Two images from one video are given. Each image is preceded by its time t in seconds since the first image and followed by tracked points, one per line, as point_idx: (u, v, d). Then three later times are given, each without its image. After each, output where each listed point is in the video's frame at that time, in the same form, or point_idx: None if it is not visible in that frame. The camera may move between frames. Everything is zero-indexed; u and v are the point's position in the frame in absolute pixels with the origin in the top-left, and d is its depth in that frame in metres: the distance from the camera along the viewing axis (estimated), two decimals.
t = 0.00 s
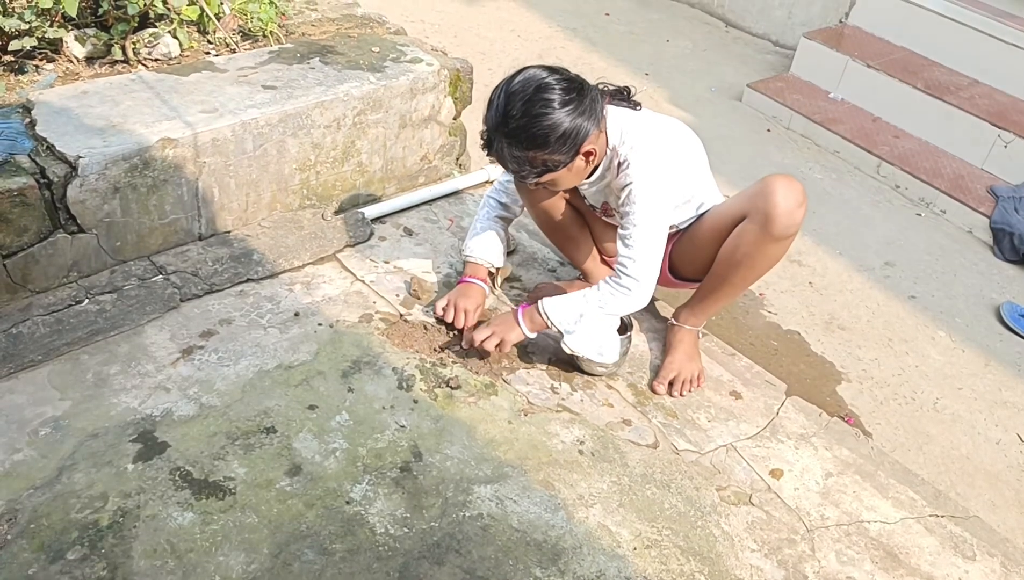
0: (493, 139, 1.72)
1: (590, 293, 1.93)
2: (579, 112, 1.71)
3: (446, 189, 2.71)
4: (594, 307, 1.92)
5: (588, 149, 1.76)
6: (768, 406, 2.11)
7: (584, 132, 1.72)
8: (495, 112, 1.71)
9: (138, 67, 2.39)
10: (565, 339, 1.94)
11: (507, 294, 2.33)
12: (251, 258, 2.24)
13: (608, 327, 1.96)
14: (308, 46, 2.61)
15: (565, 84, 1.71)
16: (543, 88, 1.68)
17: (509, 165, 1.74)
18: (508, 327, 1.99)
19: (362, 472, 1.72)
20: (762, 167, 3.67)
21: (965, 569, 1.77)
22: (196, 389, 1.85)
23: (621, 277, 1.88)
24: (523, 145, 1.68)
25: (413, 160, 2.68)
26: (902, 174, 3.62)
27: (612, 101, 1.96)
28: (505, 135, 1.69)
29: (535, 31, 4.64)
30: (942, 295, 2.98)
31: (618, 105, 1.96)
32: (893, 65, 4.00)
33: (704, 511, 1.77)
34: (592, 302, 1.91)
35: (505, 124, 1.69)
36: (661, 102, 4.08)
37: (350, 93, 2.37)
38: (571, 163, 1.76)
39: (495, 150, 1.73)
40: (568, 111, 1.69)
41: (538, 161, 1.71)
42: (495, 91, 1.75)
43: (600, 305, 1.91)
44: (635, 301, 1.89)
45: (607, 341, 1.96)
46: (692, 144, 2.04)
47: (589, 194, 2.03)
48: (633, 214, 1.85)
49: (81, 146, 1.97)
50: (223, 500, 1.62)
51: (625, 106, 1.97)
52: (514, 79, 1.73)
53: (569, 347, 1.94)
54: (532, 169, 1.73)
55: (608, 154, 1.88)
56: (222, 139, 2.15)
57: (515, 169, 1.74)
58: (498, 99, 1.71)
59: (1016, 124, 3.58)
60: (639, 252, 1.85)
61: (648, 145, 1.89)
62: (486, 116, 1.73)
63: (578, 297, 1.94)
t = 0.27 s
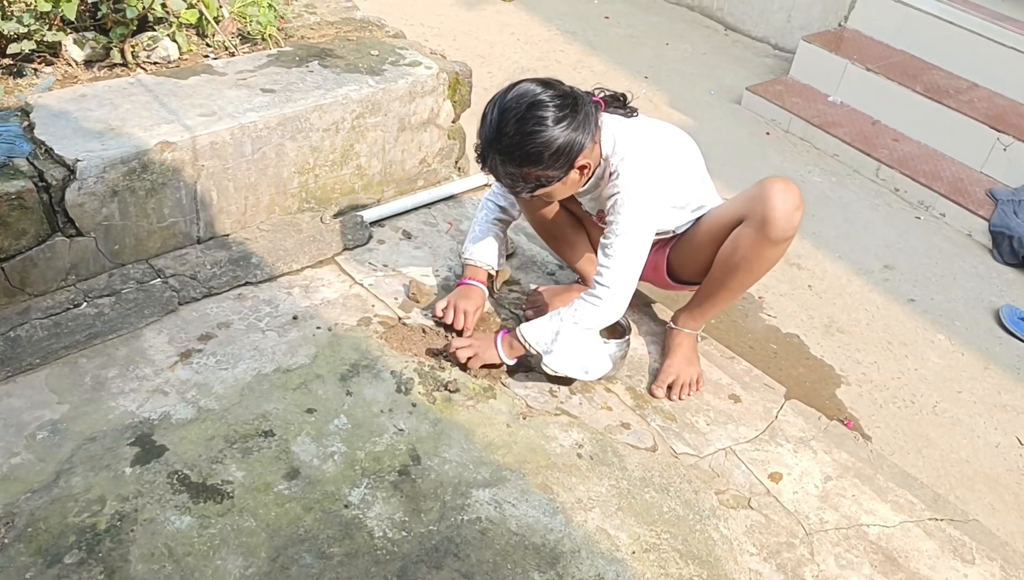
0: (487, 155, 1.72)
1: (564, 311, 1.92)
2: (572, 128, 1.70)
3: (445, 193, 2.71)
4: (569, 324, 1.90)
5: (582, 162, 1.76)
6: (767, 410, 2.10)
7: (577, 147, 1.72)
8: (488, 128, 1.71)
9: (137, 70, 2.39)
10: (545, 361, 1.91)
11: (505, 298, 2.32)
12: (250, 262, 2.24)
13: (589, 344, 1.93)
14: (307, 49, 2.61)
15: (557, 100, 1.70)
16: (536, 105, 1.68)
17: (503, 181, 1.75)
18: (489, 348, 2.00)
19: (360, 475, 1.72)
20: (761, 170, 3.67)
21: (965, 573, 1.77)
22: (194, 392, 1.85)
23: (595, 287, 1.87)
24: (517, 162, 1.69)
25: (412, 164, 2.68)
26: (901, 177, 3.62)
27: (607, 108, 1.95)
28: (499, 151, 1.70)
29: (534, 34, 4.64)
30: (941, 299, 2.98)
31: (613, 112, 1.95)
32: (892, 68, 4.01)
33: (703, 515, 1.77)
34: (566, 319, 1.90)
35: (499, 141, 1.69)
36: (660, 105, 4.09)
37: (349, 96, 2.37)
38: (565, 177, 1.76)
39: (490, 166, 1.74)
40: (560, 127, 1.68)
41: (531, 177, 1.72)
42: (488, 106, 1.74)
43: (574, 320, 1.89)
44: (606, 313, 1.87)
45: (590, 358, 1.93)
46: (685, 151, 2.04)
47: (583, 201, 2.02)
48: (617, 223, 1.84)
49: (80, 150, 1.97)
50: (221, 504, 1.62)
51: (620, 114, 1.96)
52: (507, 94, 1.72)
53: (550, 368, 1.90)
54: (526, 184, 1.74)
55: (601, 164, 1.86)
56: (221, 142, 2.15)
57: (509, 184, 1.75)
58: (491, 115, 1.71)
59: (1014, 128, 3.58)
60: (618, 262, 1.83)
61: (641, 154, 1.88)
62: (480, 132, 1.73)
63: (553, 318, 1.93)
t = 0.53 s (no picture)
0: (479, 173, 1.73)
1: (559, 322, 1.90)
2: (563, 142, 1.70)
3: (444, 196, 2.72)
4: (565, 334, 1.89)
5: (576, 174, 1.77)
6: (766, 414, 2.10)
7: (569, 160, 1.72)
8: (479, 146, 1.71)
9: (136, 74, 2.39)
10: (544, 371, 1.92)
11: (504, 302, 2.33)
12: (249, 266, 2.24)
13: (586, 351, 1.94)
14: (306, 53, 2.61)
15: (547, 115, 1.69)
16: (526, 123, 1.67)
17: (497, 197, 1.76)
18: (486, 358, 2.00)
19: (359, 480, 1.72)
20: (760, 174, 3.67)
21: (964, 577, 1.77)
22: (193, 397, 1.85)
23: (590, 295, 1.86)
24: (509, 180, 1.70)
25: (411, 167, 2.68)
26: (900, 180, 3.63)
27: (602, 115, 1.95)
28: (491, 170, 1.70)
29: (533, 38, 4.65)
30: (940, 302, 2.98)
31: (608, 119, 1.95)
32: (891, 71, 4.01)
33: (702, 519, 1.77)
34: (562, 330, 1.89)
35: (490, 160, 1.69)
36: (659, 109, 4.09)
37: (348, 100, 2.37)
38: (558, 191, 1.77)
39: (483, 183, 1.75)
40: (551, 144, 1.68)
41: (524, 193, 1.73)
42: (479, 122, 1.74)
43: (570, 330, 1.89)
44: (601, 321, 1.87)
45: (588, 364, 1.94)
46: (681, 157, 2.03)
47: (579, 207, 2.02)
48: (612, 230, 1.83)
49: (79, 154, 1.97)
50: (219, 508, 1.62)
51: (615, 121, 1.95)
52: (497, 110, 1.72)
53: (550, 378, 1.92)
54: (519, 199, 1.75)
55: (595, 173, 1.85)
56: (220, 146, 2.15)
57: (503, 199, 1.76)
58: (482, 132, 1.71)
59: (1013, 131, 3.58)
60: (614, 271, 1.83)
61: (636, 162, 1.87)
62: (472, 149, 1.73)
63: (548, 329, 1.92)
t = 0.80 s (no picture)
0: (477, 187, 1.74)
1: (559, 325, 1.91)
2: (559, 154, 1.70)
3: (445, 198, 2.72)
4: (566, 336, 1.90)
5: (574, 183, 1.77)
6: (767, 416, 2.10)
7: (567, 171, 1.72)
8: (475, 161, 1.72)
9: (137, 77, 2.40)
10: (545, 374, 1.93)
11: (504, 304, 2.33)
12: (250, 268, 2.24)
13: (587, 353, 1.93)
14: (307, 55, 2.62)
15: (541, 128, 1.69)
16: (521, 137, 1.67)
17: (497, 209, 1.78)
18: (487, 363, 2.00)
19: (359, 482, 1.72)
20: (761, 176, 3.68)
21: None
22: (193, 399, 1.85)
23: (592, 298, 1.86)
24: (507, 195, 1.71)
25: (412, 170, 2.68)
26: (900, 183, 3.63)
27: (600, 119, 1.95)
28: (489, 185, 1.71)
29: (534, 40, 4.65)
30: (941, 304, 2.98)
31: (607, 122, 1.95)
32: (891, 74, 4.01)
33: (702, 521, 1.76)
34: (563, 332, 1.89)
35: (487, 176, 1.70)
36: (659, 111, 4.09)
37: (349, 102, 2.37)
38: (557, 200, 1.77)
39: (482, 197, 1.76)
40: (547, 156, 1.68)
41: (524, 205, 1.74)
42: (475, 136, 1.74)
43: (571, 332, 1.89)
44: (603, 323, 1.86)
45: (588, 366, 1.94)
46: (681, 159, 2.03)
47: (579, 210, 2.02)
48: (612, 233, 1.83)
49: (79, 156, 1.97)
50: (220, 511, 1.61)
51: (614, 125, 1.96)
52: (491, 125, 1.72)
53: (551, 380, 1.92)
54: (519, 211, 1.76)
55: (594, 177, 1.86)
56: (221, 148, 2.15)
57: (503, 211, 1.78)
58: (478, 147, 1.72)
59: (1013, 133, 3.58)
60: (614, 273, 1.82)
61: (634, 165, 1.87)
62: (469, 164, 1.74)
63: (549, 331, 1.92)
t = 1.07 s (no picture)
0: (479, 196, 1.75)
1: (563, 325, 1.91)
2: (560, 159, 1.70)
3: (446, 199, 2.72)
4: (570, 337, 1.90)
5: (575, 186, 1.77)
6: (768, 417, 2.10)
7: (568, 175, 1.72)
8: (476, 170, 1.72)
9: (139, 78, 2.40)
10: (546, 374, 1.93)
11: (505, 305, 2.33)
12: (251, 269, 2.24)
13: (589, 355, 1.94)
14: (308, 57, 2.62)
15: (541, 134, 1.69)
16: (520, 144, 1.67)
17: (499, 216, 1.78)
18: (488, 365, 1.98)
19: (361, 483, 1.72)
20: (762, 177, 3.68)
21: None
22: (195, 400, 1.85)
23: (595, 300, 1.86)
24: (509, 202, 1.71)
25: (413, 171, 2.68)
26: (901, 184, 3.63)
27: (600, 120, 1.95)
28: (490, 193, 1.72)
29: (535, 42, 4.66)
30: (942, 306, 2.98)
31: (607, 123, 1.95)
32: (891, 75, 4.01)
33: (704, 522, 1.76)
34: (567, 333, 1.90)
35: (489, 185, 1.71)
36: (660, 113, 4.09)
37: (350, 103, 2.38)
38: (560, 204, 1.77)
39: (484, 205, 1.76)
40: (548, 162, 1.68)
41: (526, 211, 1.74)
42: (475, 144, 1.75)
43: (574, 333, 1.90)
44: (607, 324, 1.87)
45: (590, 367, 1.94)
46: (681, 159, 2.03)
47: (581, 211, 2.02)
48: (614, 235, 1.83)
49: (81, 157, 1.97)
50: (221, 511, 1.62)
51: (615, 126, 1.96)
52: (491, 132, 1.72)
53: (553, 380, 1.92)
54: (522, 217, 1.77)
55: (595, 178, 1.86)
56: (222, 149, 2.15)
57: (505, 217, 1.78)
58: (478, 156, 1.72)
59: (1014, 134, 3.58)
60: (617, 275, 1.83)
61: (635, 166, 1.87)
62: (470, 173, 1.74)
63: (552, 331, 1.92)
